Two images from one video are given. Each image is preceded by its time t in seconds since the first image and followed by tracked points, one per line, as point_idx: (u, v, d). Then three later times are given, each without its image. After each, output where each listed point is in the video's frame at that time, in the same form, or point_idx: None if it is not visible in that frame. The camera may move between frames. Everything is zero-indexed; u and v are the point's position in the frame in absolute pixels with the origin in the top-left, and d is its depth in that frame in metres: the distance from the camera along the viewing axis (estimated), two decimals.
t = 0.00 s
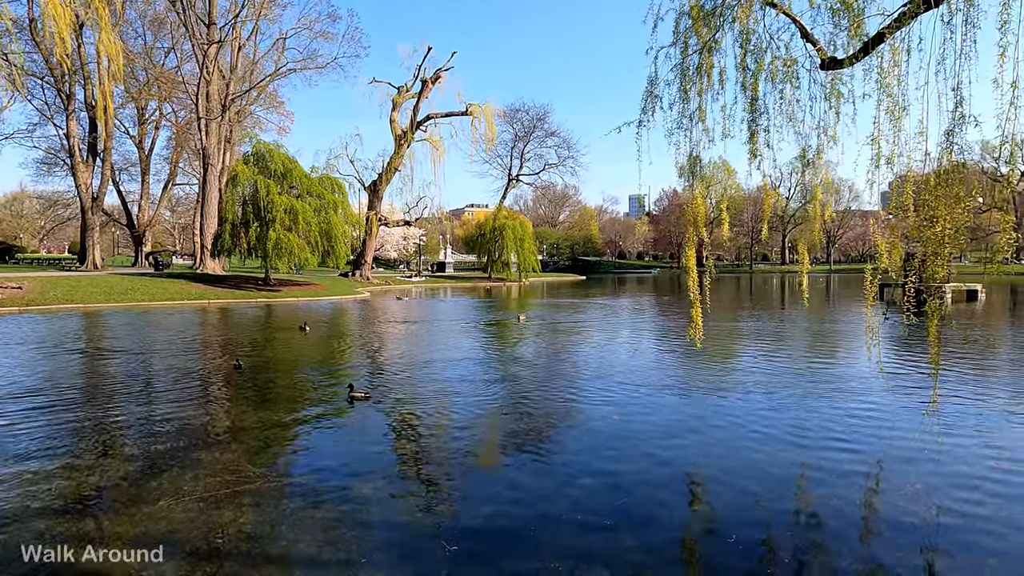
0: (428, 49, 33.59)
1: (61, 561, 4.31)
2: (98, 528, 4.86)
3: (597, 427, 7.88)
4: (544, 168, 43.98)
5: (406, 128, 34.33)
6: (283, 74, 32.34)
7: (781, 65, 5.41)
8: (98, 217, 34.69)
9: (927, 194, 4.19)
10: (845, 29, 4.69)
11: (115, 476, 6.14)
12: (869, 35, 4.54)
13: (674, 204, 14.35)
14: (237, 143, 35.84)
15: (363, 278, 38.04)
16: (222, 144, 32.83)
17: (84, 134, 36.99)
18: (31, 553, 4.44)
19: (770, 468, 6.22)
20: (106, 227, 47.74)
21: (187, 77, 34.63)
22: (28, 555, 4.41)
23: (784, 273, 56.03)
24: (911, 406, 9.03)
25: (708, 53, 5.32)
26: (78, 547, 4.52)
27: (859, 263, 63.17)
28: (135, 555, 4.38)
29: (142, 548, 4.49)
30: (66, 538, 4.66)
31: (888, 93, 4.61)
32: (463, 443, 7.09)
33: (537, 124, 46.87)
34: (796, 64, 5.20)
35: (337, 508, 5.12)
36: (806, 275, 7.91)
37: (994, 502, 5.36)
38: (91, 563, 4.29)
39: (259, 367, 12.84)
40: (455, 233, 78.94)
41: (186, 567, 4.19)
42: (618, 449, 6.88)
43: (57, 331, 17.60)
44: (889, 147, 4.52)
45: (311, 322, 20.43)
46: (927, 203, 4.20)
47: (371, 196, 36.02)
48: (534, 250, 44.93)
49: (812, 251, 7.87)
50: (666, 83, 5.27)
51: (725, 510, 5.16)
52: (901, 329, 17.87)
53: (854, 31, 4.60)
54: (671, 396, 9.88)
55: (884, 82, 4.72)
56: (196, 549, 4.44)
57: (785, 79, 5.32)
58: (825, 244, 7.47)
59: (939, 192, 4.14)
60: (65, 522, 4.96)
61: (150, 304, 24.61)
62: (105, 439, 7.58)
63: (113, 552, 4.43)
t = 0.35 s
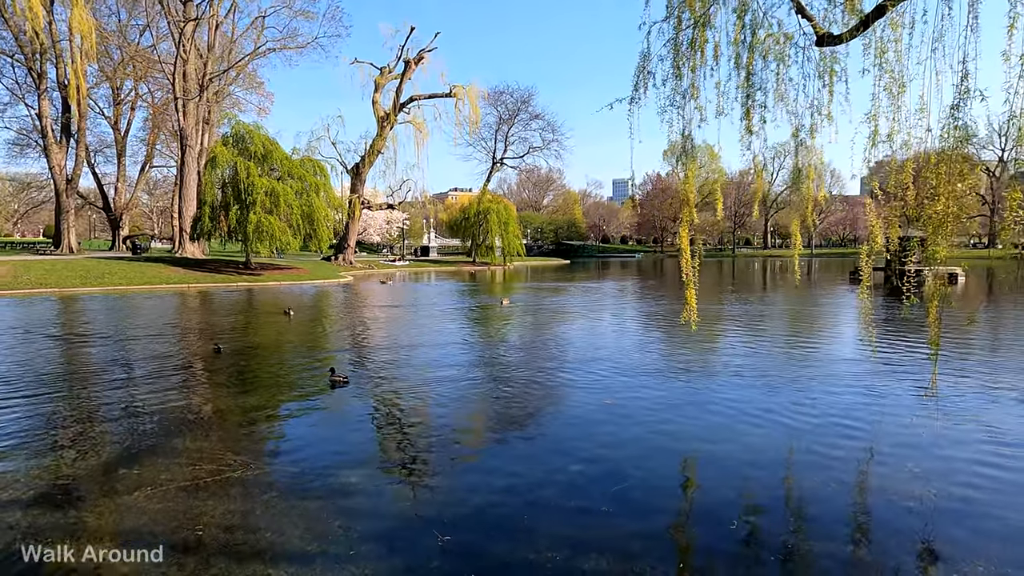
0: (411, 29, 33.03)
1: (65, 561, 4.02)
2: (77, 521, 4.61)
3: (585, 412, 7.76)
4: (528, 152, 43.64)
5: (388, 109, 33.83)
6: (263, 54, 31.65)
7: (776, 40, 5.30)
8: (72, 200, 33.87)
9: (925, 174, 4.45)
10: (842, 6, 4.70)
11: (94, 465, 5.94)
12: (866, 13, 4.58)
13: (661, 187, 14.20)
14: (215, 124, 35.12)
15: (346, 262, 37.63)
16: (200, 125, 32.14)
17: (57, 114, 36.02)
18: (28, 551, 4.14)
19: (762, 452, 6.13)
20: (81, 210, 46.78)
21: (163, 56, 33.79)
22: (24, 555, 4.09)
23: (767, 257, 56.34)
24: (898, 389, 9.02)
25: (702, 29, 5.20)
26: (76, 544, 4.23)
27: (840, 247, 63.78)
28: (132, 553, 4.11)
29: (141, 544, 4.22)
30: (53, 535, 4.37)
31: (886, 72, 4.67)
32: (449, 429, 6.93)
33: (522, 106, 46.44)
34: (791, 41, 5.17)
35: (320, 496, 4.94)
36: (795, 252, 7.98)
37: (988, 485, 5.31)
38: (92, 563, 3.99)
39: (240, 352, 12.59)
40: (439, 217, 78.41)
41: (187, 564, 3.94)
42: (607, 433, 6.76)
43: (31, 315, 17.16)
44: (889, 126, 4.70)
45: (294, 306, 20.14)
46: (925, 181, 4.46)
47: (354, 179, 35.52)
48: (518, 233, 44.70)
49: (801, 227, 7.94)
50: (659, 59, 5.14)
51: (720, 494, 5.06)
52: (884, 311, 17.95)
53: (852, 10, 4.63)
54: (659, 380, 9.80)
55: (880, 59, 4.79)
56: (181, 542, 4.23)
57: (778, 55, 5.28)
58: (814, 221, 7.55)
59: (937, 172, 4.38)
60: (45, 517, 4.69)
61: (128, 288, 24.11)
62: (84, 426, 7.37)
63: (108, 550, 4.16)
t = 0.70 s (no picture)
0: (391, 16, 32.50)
1: (64, 562, 3.70)
2: (49, 516, 4.33)
3: (572, 400, 7.59)
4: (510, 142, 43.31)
5: (368, 98, 33.29)
6: (238, 40, 30.93)
7: (765, 18, 5.15)
8: (42, 190, 32.92)
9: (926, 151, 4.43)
10: None
11: (66, 457, 5.65)
12: None
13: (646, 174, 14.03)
14: (191, 112, 34.33)
15: (325, 253, 37.10)
16: (175, 113, 31.39)
17: (26, 101, 34.99)
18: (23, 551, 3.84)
19: (754, 439, 6.00)
20: (52, 200, 45.60)
21: (136, 41, 32.90)
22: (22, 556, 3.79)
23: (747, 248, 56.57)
24: (884, 376, 8.97)
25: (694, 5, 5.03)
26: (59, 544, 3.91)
27: (819, 239, 64.39)
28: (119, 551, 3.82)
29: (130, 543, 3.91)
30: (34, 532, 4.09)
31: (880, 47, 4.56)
32: (432, 419, 6.72)
33: (503, 96, 46.04)
34: (782, 20, 5.05)
35: (298, 488, 4.71)
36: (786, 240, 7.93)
37: (982, 468, 5.22)
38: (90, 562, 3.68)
39: (217, 341, 12.27)
40: (420, 208, 77.81)
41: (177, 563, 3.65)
42: (595, 421, 6.59)
43: None
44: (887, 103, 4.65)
45: (273, 296, 19.73)
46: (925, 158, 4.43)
47: (333, 168, 34.95)
48: (500, 224, 44.40)
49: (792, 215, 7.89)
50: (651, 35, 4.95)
51: (714, 482, 4.91)
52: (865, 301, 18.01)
53: None
54: (646, 368, 9.67)
55: (871, 32, 4.70)
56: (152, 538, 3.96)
57: (769, 34, 5.13)
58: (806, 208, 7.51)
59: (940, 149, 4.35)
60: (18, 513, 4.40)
61: (101, 279, 23.48)
62: (56, 417, 7.07)
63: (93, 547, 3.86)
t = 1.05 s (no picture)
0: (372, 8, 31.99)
1: (63, 562, 3.44)
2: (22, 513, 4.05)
3: (557, 390, 7.46)
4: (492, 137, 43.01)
5: (348, 91, 32.82)
6: (215, 30, 30.28)
7: None
8: (12, 183, 32.03)
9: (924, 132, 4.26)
10: None
11: (37, 451, 5.37)
12: None
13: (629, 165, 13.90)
14: (166, 104, 33.60)
15: (305, 248, 36.59)
16: (150, 104, 30.66)
17: None
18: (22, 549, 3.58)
19: (742, 427, 5.90)
20: (24, 195, 44.46)
21: (109, 31, 32.07)
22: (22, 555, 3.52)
23: (728, 244, 56.84)
24: (867, 365, 8.96)
25: None
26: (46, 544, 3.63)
27: (798, 235, 64.95)
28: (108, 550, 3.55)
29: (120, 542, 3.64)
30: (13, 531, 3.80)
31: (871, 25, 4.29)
32: (414, 410, 6.55)
33: (485, 91, 45.69)
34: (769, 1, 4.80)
35: (274, 481, 4.50)
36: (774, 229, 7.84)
37: (972, 454, 5.16)
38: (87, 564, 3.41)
39: (195, 334, 11.96)
40: (402, 205, 77.19)
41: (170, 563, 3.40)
42: (580, 411, 6.45)
43: None
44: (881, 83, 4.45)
45: (251, 290, 19.33)
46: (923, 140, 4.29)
47: (312, 162, 34.44)
48: (482, 219, 44.09)
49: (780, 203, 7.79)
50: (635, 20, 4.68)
51: (704, 470, 4.79)
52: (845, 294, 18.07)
53: None
54: (630, 358, 9.56)
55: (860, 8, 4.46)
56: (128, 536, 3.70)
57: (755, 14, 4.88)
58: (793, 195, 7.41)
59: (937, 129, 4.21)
60: None
61: (73, 273, 22.88)
62: (26, 411, 6.75)
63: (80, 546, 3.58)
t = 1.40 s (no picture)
0: None
1: (62, 562, 3.20)
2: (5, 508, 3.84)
3: (544, 378, 7.39)
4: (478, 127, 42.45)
5: (333, 79, 32.40)
6: (196, 16, 29.69)
7: None
8: None
9: (916, 113, 4.22)
10: None
11: (16, 443, 5.18)
12: None
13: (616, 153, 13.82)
14: (146, 91, 32.98)
15: (289, 238, 36.20)
16: (130, 92, 30.07)
17: None
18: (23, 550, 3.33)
19: (729, 413, 5.86)
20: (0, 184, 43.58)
21: (87, 16, 31.36)
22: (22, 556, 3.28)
23: (714, 235, 57.00)
24: (852, 352, 8.97)
25: None
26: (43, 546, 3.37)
27: (783, 226, 65.30)
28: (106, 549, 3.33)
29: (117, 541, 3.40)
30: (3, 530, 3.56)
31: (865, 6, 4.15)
32: (400, 398, 6.44)
33: (472, 80, 45.32)
34: None
35: (255, 471, 4.37)
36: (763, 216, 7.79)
37: (958, 438, 5.15)
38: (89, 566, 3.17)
39: (178, 324, 11.76)
40: (387, 196, 76.68)
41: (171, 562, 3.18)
42: (567, 398, 6.38)
43: None
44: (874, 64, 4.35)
45: (235, 280, 19.07)
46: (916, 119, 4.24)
47: (296, 152, 34.00)
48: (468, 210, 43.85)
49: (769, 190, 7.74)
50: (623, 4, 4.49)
51: (693, 455, 4.73)
52: (830, 283, 18.13)
53: None
54: (617, 346, 9.50)
55: None
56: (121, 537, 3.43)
57: None
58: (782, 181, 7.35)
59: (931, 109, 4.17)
60: None
61: (52, 263, 22.43)
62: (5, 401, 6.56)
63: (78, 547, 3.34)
